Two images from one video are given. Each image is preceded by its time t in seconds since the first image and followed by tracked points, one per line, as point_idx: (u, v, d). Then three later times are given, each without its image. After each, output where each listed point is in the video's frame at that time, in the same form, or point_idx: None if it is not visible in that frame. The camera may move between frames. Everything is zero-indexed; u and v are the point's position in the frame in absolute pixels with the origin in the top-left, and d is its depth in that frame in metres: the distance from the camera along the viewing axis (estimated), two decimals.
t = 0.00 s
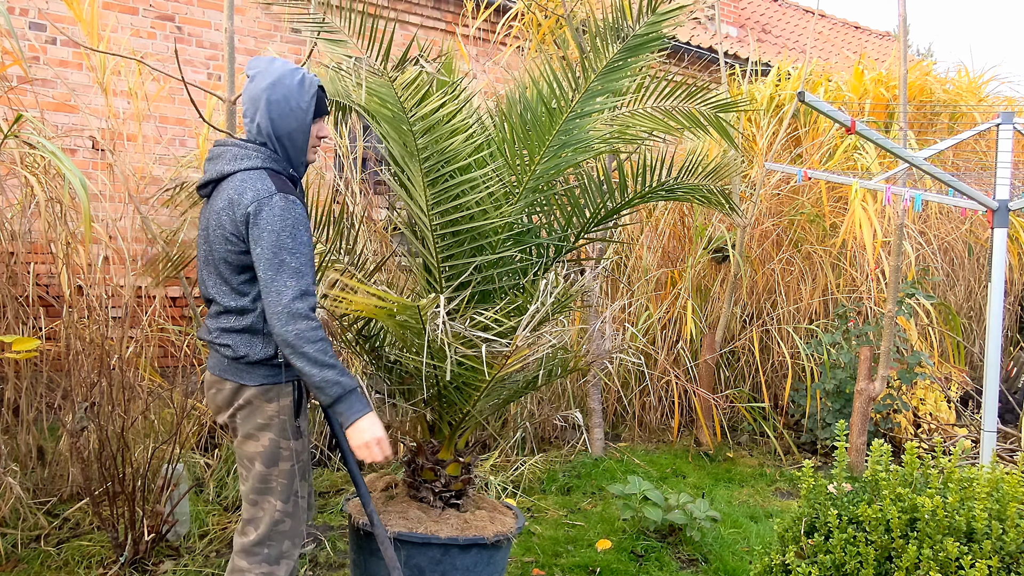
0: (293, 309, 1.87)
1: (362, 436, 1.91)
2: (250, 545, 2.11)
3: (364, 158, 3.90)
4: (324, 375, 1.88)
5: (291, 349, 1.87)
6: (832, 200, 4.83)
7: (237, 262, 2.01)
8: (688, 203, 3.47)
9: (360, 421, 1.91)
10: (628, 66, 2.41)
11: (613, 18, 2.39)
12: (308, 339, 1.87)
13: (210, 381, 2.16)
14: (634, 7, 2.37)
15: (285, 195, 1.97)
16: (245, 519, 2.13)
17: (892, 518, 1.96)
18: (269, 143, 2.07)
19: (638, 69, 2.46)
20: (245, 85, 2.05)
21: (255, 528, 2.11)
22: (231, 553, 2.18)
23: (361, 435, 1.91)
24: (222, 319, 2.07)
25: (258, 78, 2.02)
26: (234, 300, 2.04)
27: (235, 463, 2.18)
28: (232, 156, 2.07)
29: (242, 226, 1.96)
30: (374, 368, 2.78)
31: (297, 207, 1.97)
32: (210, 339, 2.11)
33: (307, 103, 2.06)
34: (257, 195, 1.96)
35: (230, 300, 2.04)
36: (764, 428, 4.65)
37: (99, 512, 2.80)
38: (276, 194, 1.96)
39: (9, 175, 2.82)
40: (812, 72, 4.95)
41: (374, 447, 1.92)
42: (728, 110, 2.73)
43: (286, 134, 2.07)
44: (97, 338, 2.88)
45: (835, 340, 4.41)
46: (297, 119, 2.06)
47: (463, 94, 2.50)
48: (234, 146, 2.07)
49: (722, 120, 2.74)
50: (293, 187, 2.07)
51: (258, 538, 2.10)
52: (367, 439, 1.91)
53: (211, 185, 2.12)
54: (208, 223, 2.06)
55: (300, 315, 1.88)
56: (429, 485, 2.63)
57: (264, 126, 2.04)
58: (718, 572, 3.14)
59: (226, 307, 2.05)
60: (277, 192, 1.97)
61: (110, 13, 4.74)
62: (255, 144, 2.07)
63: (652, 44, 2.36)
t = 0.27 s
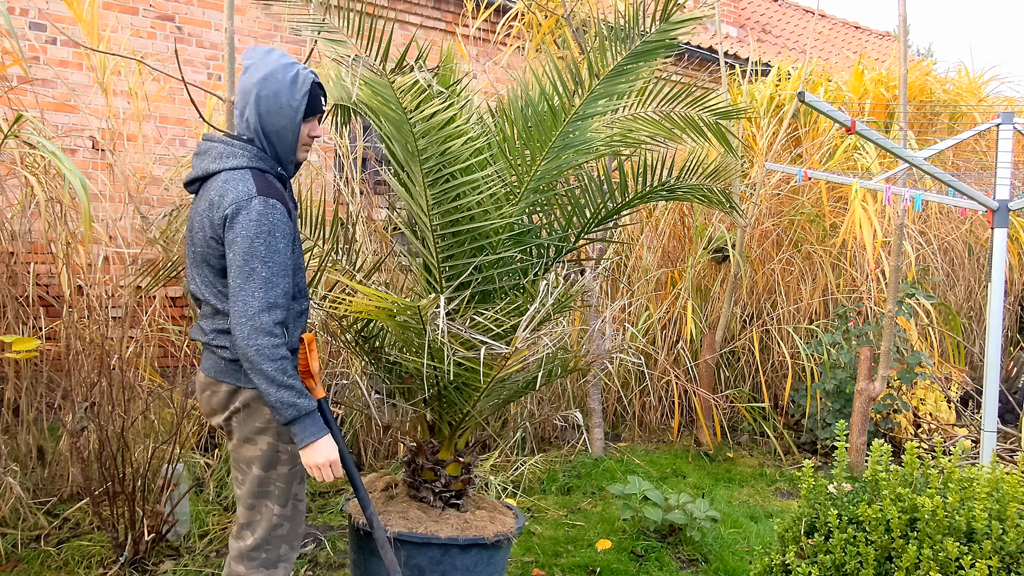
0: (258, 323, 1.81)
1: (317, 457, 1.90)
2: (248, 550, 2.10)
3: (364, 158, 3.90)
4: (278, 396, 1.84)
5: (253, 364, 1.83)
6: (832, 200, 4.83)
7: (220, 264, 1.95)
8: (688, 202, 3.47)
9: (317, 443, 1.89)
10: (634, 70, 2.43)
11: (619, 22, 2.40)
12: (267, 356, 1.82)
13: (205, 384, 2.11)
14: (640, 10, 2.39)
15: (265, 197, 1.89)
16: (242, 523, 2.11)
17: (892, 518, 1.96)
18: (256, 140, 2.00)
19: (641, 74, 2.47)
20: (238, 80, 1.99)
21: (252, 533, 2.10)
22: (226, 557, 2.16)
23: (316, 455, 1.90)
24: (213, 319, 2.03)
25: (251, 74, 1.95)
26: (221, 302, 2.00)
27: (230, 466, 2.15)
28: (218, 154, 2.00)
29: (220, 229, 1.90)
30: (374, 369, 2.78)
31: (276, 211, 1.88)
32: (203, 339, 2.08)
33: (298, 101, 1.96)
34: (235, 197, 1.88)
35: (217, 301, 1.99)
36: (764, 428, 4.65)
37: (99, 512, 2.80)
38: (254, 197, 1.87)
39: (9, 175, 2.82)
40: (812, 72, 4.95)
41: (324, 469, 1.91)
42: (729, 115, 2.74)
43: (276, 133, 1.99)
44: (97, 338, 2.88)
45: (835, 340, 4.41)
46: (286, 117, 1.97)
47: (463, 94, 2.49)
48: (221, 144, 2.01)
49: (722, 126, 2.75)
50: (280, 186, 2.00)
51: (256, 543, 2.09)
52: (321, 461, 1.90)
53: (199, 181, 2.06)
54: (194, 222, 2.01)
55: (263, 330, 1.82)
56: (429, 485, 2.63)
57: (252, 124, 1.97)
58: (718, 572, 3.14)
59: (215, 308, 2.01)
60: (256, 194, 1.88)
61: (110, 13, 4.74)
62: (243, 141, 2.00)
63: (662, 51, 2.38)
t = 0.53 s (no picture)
0: (237, 329, 1.78)
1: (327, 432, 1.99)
2: (246, 556, 2.09)
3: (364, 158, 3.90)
4: (272, 394, 1.85)
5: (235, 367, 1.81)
6: (832, 200, 4.83)
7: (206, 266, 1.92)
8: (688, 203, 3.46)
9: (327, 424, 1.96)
10: (634, 69, 2.43)
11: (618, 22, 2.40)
12: (248, 361, 1.80)
13: (201, 389, 2.07)
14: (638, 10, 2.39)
15: (249, 201, 1.85)
16: (240, 529, 2.09)
17: (892, 518, 1.96)
18: (245, 140, 1.97)
19: (641, 73, 2.48)
20: (233, 79, 1.95)
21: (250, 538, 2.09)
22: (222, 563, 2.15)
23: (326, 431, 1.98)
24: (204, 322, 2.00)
25: (247, 72, 1.92)
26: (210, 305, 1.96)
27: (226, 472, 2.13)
28: (205, 153, 1.97)
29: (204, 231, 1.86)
30: (374, 369, 2.78)
31: (261, 215, 1.84)
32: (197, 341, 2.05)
33: (292, 103, 1.92)
34: (219, 200, 1.84)
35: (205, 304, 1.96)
36: (764, 428, 4.65)
37: (99, 512, 2.80)
38: (239, 201, 1.83)
39: (9, 174, 2.82)
40: (812, 72, 4.95)
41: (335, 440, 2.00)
42: (728, 116, 2.73)
43: (267, 134, 1.96)
44: (97, 338, 2.88)
45: (835, 340, 4.41)
46: (278, 119, 1.93)
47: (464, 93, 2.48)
48: (207, 143, 1.97)
49: (722, 126, 2.74)
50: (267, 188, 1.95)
51: (255, 548, 2.08)
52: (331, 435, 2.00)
53: (186, 180, 2.02)
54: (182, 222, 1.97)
55: (244, 336, 1.79)
56: (429, 485, 2.63)
57: (243, 125, 1.94)
58: (718, 572, 3.14)
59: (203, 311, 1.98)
60: (240, 197, 1.84)
61: (110, 13, 4.74)
62: (230, 141, 1.97)
63: (660, 49, 2.39)
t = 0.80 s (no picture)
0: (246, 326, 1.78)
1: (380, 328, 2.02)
2: (242, 561, 2.06)
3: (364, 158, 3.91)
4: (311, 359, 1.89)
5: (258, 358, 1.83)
6: (832, 200, 4.83)
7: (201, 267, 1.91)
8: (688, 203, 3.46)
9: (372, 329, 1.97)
10: (632, 68, 2.43)
11: (617, 21, 2.40)
12: (272, 346, 1.82)
13: (197, 393, 2.04)
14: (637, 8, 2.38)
15: (239, 201, 1.83)
16: (235, 533, 2.06)
17: (892, 518, 1.96)
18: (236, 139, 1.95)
19: (639, 72, 2.48)
20: (227, 77, 1.93)
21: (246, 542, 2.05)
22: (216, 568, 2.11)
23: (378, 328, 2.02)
24: (201, 324, 1.99)
25: (241, 69, 1.90)
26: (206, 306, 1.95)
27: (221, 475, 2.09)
28: (195, 153, 1.95)
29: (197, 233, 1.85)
30: (374, 369, 2.78)
31: (252, 214, 1.82)
32: (193, 345, 2.03)
33: (287, 102, 1.89)
34: (209, 202, 1.82)
35: (203, 305, 1.95)
36: (764, 428, 4.65)
37: (99, 512, 2.80)
38: (229, 202, 1.81)
39: (9, 175, 2.82)
40: (812, 72, 4.95)
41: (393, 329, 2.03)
42: (728, 113, 2.74)
43: (260, 133, 1.94)
44: (97, 338, 2.88)
45: (835, 340, 4.41)
46: (271, 118, 1.91)
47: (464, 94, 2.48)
48: (197, 144, 1.96)
49: (723, 122, 2.74)
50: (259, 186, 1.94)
51: (250, 553, 2.05)
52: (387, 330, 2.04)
53: (177, 182, 2.01)
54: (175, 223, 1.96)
55: (255, 331, 1.79)
56: (429, 485, 2.63)
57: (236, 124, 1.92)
58: (718, 572, 3.14)
59: (201, 312, 1.97)
60: (230, 198, 1.82)
61: (110, 13, 4.74)
62: (221, 141, 1.95)
63: (657, 47, 2.39)
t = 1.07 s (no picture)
0: (254, 318, 1.78)
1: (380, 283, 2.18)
2: (240, 563, 2.03)
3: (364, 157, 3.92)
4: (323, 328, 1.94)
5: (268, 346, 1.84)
6: (832, 200, 4.83)
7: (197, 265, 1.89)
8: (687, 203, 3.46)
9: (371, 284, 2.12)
10: (632, 68, 2.43)
11: (617, 21, 2.40)
12: (281, 332, 1.83)
13: (194, 395, 2.02)
14: (637, 8, 2.39)
15: (236, 196, 1.80)
16: (233, 535, 2.03)
17: (892, 518, 1.96)
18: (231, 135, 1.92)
19: (639, 72, 2.48)
20: (226, 73, 1.89)
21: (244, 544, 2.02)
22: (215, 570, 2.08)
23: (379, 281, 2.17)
24: (197, 324, 1.96)
25: (242, 66, 1.86)
26: (203, 305, 1.93)
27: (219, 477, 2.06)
28: (188, 150, 1.92)
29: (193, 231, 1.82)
30: (375, 368, 2.78)
31: (250, 211, 1.80)
32: (188, 346, 2.01)
33: (290, 102, 1.88)
34: (205, 198, 1.79)
35: (200, 303, 1.93)
36: (764, 428, 4.65)
37: (99, 512, 2.80)
38: (225, 198, 1.79)
39: (9, 175, 2.82)
40: (812, 72, 4.95)
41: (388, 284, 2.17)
42: (729, 112, 2.73)
43: (259, 129, 1.92)
44: (97, 338, 2.88)
45: (835, 340, 4.41)
46: (272, 116, 1.89)
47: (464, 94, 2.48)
48: (189, 140, 1.93)
49: (723, 122, 2.74)
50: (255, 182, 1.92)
51: (248, 555, 2.02)
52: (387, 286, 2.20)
53: (171, 180, 1.98)
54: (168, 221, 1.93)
55: (262, 321, 1.80)
56: (429, 485, 2.63)
57: (234, 121, 1.90)
58: (718, 572, 3.14)
59: (198, 310, 1.95)
60: (226, 194, 1.80)
61: (110, 13, 4.74)
62: (215, 137, 1.92)
63: (657, 47, 2.39)
